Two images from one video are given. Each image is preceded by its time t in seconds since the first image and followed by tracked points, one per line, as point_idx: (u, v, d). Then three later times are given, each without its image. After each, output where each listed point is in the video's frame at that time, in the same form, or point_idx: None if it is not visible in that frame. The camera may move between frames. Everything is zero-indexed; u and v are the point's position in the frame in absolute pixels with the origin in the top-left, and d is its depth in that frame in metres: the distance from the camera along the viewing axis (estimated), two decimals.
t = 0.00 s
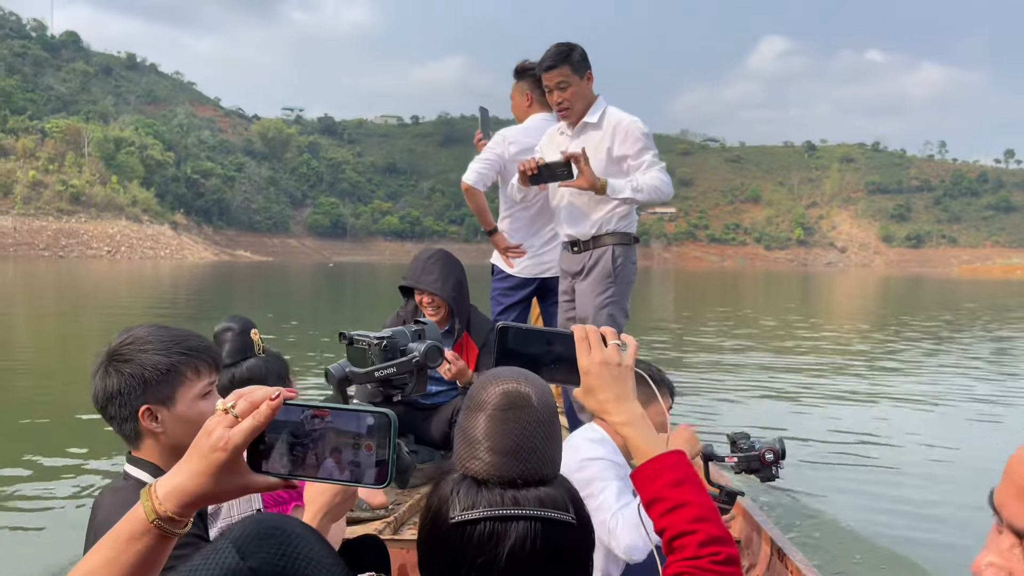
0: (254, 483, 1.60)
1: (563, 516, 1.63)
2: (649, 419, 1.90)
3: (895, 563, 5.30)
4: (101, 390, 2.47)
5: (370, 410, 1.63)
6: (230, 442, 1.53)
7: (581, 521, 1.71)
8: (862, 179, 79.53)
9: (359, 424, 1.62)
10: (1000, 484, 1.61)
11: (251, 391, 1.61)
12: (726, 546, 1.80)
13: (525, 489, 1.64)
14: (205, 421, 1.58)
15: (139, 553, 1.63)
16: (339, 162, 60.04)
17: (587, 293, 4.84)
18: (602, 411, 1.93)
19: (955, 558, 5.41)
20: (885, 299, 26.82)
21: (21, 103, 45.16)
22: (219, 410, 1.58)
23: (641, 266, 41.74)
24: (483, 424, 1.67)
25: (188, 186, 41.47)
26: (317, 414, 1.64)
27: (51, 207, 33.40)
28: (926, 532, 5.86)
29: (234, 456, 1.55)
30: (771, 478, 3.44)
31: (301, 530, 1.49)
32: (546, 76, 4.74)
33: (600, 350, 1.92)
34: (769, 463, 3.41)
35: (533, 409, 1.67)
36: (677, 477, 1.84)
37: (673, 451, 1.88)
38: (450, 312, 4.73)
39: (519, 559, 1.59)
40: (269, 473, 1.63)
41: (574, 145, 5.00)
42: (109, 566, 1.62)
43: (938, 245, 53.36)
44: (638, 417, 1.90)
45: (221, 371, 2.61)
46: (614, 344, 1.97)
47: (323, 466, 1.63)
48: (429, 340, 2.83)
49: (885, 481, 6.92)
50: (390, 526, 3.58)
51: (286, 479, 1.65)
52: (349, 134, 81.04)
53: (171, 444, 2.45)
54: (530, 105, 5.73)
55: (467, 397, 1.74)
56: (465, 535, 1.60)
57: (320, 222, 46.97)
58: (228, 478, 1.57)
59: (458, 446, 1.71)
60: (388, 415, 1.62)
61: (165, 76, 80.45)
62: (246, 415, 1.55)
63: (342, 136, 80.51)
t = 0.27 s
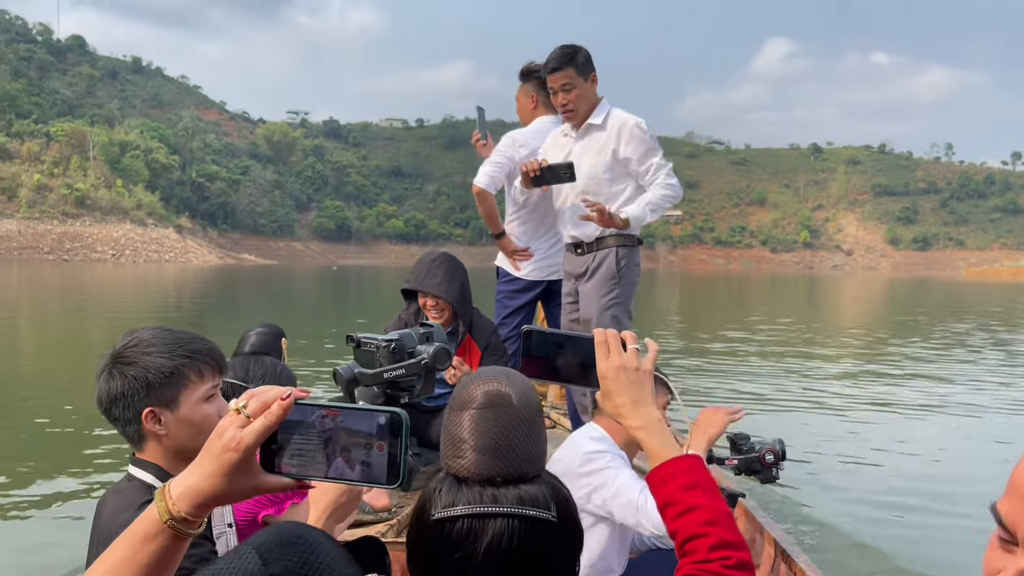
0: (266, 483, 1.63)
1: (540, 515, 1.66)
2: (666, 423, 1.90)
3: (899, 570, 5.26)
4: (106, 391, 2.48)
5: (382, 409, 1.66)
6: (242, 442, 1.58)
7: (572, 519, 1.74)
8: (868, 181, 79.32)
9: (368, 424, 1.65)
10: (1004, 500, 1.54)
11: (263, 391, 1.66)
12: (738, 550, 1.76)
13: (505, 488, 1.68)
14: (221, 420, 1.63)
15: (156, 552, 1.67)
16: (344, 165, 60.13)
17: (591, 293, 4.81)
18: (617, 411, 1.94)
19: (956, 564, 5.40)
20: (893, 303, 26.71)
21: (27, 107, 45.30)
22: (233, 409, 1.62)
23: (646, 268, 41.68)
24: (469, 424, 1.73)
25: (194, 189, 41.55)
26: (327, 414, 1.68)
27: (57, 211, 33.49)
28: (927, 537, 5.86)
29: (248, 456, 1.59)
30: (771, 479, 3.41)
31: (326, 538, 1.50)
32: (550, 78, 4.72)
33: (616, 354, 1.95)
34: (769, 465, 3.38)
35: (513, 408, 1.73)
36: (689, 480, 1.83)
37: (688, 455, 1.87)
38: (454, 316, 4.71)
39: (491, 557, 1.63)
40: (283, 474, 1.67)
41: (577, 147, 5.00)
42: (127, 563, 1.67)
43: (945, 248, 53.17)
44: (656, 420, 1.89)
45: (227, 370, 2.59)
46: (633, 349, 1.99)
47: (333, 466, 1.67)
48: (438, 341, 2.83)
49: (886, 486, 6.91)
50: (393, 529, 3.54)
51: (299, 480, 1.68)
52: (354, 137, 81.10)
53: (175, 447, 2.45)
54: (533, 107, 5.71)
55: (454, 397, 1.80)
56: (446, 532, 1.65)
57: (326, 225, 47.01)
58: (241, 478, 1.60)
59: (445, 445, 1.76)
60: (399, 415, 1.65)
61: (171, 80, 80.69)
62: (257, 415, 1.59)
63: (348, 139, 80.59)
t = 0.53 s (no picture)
0: (282, 487, 1.65)
1: (535, 516, 1.63)
2: (684, 425, 1.89)
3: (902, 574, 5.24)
4: (112, 394, 2.51)
5: (393, 410, 1.67)
6: (256, 445, 1.59)
7: (570, 520, 1.72)
8: (875, 184, 79.11)
9: (381, 424, 1.67)
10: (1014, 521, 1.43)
11: (275, 394, 1.67)
12: (752, 556, 1.73)
13: (499, 489, 1.65)
14: (232, 424, 1.64)
15: (172, 555, 1.70)
16: (349, 167, 60.31)
17: (594, 293, 4.79)
18: (636, 411, 1.92)
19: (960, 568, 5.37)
20: (900, 305, 26.60)
21: (33, 110, 45.50)
22: (245, 413, 1.63)
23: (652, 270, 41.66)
24: (464, 426, 1.70)
25: (199, 192, 41.70)
26: (338, 415, 1.68)
27: (61, 214, 33.63)
28: (931, 541, 5.84)
29: (261, 461, 1.61)
30: (778, 481, 3.36)
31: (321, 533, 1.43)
32: (557, 80, 4.70)
33: (638, 355, 1.93)
34: (775, 466, 3.35)
35: (506, 409, 1.70)
36: (705, 482, 1.81)
37: (705, 458, 1.85)
38: (458, 319, 4.67)
39: (484, 555, 1.60)
40: (295, 476, 1.68)
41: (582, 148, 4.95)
42: (148, 566, 1.70)
43: (952, 250, 52.97)
44: (673, 423, 1.88)
45: (231, 376, 2.65)
46: (656, 350, 1.97)
47: (344, 468, 1.68)
48: (447, 341, 2.89)
49: (890, 489, 6.89)
50: (399, 532, 3.56)
51: (312, 482, 1.69)
52: (359, 140, 81.39)
53: (181, 449, 2.49)
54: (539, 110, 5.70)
55: (449, 397, 1.78)
56: (442, 531, 1.63)
57: (330, 228, 47.08)
58: (254, 482, 1.62)
59: (440, 447, 1.74)
60: (411, 414, 1.65)
61: (176, 83, 80.96)
62: (270, 418, 1.60)
63: (353, 142, 80.87)
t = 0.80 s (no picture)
0: (301, 491, 1.75)
1: (533, 518, 1.62)
2: (707, 427, 1.85)
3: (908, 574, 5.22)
4: (117, 395, 2.55)
5: (410, 419, 1.77)
6: (272, 449, 1.64)
7: (572, 522, 1.73)
8: (881, 185, 78.86)
9: (398, 432, 1.78)
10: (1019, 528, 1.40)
11: (290, 400, 1.77)
12: (771, 559, 1.71)
13: (496, 490, 1.63)
14: (250, 428, 1.72)
15: (185, 555, 1.75)
16: (354, 169, 60.31)
17: (606, 293, 4.77)
18: (658, 409, 1.90)
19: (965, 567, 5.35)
20: (907, 306, 26.49)
21: (37, 112, 45.59)
22: (263, 417, 1.72)
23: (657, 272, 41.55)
24: (465, 427, 1.67)
25: (203, 194, 41.75)
26: (354, 421, 1.79)
27: (64, 216, 33.65)
28: (936, 540, 5.81)
29: (276, 464, 1.67)
30: (784, 481, 3.33)
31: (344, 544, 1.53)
32: (564, 83, 4.65)
33: (663, 355, 1.91)
34: (781, 466, 3.32)
35: (502, 410, 1.66)
36: (726, 486, 1.78)
37: (728, 460, 1.82)
38: (461, 323, 4.65)
39: (482, 556, 1.60)
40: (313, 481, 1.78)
41: (587, 150, 4.93)
42: (162, 565, 1.76)
43: (958, 251, 52.75)
44: (696, 425, 1.85)
45: (236, 380, 2.73)
46: (682, 349, 1.94)
47: (357, 473, 1.79)
48: (451, 340, 2.90)
49: (895, 489, 6.86)
50: (404, 535, 3.55)
51: (328, 486, 1.80)
52: (364, 142, 81.41)
53: (188, 450, 2.55)
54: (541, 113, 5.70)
55: (449, 396, 1.74)
56: (440, 530, 1.63)
57: (335, 230, 47.09)
58: (270, 485, 1.68)
59: (440, 445, 1.71)
60: (426, 423, 1.76)
61: (181, 85, 81.05)
62: (286, 423, 1.70)
63: (358, 144, 80.90)
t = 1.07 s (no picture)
0: (296, 487, 1.71)
1: (538, 521, 1.60)
2: (734, 430, 1.83)
3: None
4: (122, 396, 2.54)
5: (406, 410, 1.74)
6: (271, 446, 1.65)
7: (582, 525, 1.70)
8: (885, 186, 78.74)
9: (395, 424, 1.74)
10: None
11: (288, 397, 1.76)
12: (791, 565, 1.69)
13: (503, 492, 1.62)
14: (247, 427, 1.71)
15: (185, 556, 1.75)
16: (357, 171, 60.37)
17: (624, 292, 4.70)
18: (689, 413, 1.88)
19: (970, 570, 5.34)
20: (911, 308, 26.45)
21: (40, 113, 45.66)
22: (260, 415, 1.70)
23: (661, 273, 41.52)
24: (473, 429, 1.64)
25: (206, 196, 41.82)
26: (352, 417, 1.77)
27: (67, 217, 33.67)
28: (940, 542, 5.80)
29: (274, 460, 1.66)
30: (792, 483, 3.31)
31: (361, 540, 1.64)
32: (584, 84, 4.61)
33: (692, 356, 1.89)
34: (787, 468, 3.30)
35: (508, 413, 1.64)
36: (747, 489, 1.77)
37: (749, 464, 1.80)
38: (466, 325, 4.63)
39: (486, 559, 1.59)
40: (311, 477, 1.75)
41: (600, 151, 4.90)
42: (162, 566, 1.76)
43: (963, 252, 52.65)
44: (722, 427, 1.83)
45: (239, 383, 2.72)
46: (712, 351, 1.91)
47: (355, 468, 1.77)
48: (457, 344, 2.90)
49: (899, 491, 6.85)
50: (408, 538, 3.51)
51: (327, 480, 1.78)
52: (367, 143, 81.51)
53: (192, 453, 2.55)
54: (542, 114, 5.67)
55: (456, 399, 1.72)
56: (446, 532, 1.62)
57: (338, 232, 47.14)
58: (272, 482, 1.68)
59: (448, 448, 1.70)
60: (423, 414, 1.73)
61: (184, 86, 81.17)
62: (283, 420, 1.68)
63: (361, 145, 81.01)
